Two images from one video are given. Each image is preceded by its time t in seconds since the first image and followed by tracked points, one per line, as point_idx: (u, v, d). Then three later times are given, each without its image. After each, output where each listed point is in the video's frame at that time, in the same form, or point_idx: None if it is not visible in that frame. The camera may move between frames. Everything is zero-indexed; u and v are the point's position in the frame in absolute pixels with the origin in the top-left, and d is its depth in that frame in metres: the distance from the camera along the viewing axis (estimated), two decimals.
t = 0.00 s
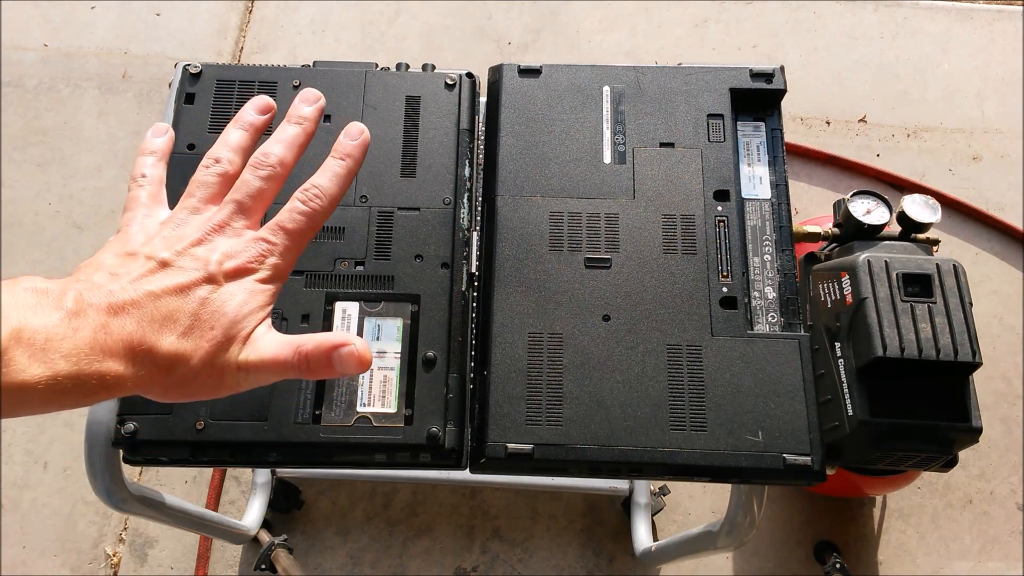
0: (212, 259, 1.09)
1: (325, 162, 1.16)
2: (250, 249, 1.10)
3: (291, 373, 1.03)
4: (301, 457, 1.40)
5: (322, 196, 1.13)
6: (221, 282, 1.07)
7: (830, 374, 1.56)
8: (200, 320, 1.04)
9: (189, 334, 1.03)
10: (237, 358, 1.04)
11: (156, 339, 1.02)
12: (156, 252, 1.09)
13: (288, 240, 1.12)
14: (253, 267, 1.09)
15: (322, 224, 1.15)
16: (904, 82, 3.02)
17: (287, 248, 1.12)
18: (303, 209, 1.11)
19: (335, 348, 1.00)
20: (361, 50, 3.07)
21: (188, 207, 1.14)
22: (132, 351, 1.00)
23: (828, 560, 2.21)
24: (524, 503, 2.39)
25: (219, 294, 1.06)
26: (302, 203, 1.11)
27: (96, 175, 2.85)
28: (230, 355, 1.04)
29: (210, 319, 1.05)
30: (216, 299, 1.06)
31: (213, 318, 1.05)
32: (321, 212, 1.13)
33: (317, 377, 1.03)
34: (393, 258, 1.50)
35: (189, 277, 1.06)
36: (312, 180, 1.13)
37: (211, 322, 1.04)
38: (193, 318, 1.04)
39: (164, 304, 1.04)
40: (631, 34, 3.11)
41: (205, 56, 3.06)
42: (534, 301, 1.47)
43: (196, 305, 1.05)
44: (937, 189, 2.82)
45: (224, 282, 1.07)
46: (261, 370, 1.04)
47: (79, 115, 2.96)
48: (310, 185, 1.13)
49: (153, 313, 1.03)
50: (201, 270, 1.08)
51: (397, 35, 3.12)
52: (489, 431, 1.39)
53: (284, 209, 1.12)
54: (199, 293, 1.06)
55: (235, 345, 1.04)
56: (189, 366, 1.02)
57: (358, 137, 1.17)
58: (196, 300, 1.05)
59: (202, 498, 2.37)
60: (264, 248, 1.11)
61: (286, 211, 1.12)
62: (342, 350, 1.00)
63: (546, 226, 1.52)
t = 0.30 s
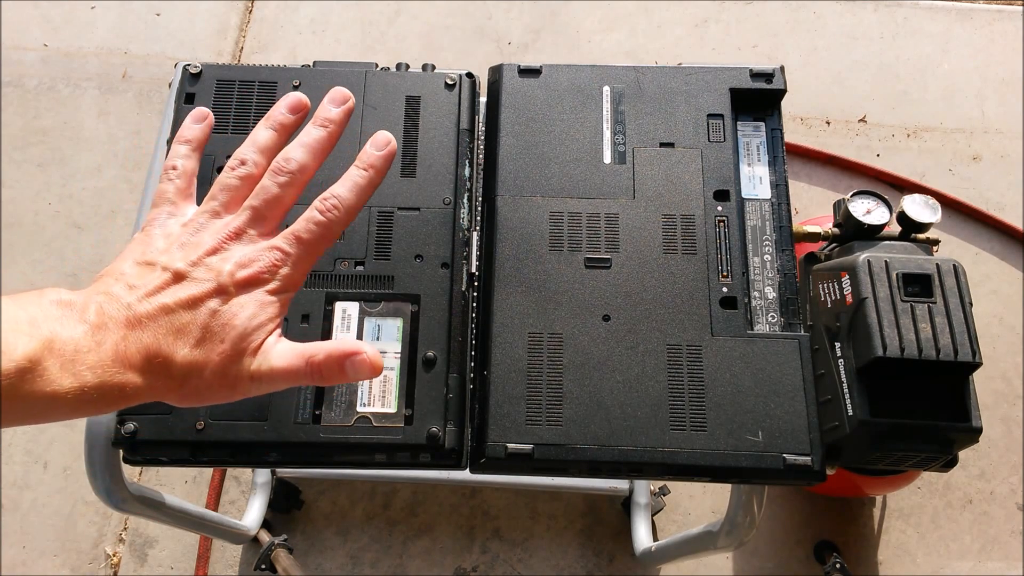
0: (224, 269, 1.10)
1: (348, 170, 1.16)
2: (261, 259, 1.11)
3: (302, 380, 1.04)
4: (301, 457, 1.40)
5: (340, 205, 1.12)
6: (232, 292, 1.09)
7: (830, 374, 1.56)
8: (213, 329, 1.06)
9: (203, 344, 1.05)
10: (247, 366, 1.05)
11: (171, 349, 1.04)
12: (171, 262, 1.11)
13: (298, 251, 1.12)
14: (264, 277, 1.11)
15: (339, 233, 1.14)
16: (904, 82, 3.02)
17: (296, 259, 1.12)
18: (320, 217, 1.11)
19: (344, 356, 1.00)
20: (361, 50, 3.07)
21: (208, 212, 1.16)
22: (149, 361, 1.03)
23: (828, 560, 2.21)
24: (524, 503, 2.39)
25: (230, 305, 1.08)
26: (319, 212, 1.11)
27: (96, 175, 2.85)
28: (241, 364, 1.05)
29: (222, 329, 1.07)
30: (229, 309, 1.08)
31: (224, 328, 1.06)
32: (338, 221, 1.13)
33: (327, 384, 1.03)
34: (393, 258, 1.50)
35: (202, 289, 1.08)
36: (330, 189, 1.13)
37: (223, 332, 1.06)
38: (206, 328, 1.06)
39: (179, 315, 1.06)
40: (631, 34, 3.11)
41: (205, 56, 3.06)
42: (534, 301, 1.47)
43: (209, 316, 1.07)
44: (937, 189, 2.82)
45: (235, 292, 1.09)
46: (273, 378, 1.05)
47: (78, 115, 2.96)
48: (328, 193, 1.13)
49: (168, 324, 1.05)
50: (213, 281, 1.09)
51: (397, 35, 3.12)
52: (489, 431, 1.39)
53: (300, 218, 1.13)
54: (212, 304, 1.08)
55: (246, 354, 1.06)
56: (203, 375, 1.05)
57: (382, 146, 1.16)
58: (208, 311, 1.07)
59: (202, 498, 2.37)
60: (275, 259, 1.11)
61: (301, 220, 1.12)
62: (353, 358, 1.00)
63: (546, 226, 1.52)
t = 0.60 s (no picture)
0: (241, 300, 1.10)
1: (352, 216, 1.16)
2: (276, 291, 1.11)
3: (321, 409, 1.07)
4: (301, 458, 1.40)
5: (347, 248, 1.12)
6: (248, 323, 1.09)
7: (830, 374, 1.56)
8: (229, 359, 1.07)
9: (222, 372, 1.06)
10: (265, 396, 1.06)
11: (191, 375, 1.04)
12: (190, 289, 1.11)
13: (310, 284, 1.12)
14: (279, 309, 1.11)
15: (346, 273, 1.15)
16: (904, 82, 3.02)
17: (309, 292, 1.13)
18: (329, 257, 1.12)
19: (367, 383, 1.05)
20: (361, 50, 3.07)
21: (218, 246, 1.15)
22: (171, 386, 1.02)
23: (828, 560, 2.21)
24: (524, 503, 2.39)
25: (246, 335, 1.09)
26: (328, 253, 1.11)
27: (96, 175, 2.85)
28: (258, 394, 1.06)
29: (240, 359, 1.07)
30: (245, 340, 1.08)
31: (241, 358, 1.07)
32: (345, 262, 1.13)
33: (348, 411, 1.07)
34: (393, 258, 1.50)
35: (219, 317, 1.08)
36: (337, 231, 1.13)
37: (240, 362, 1.07)
38: (224, 358, 1.06)
39: (199, 341, 1.06)
40: (631, 34, 3.11)
41: (205, 56, 3.06)
42: (534, 301, 1.47)
43: (226, 344, 1.07)
44: (937, 189, 2.82)
45: (251, 323, 1.09)
46: (290, 408, 1.07)
47: (78, 115, 2.96)
48: (336, 234, 1.13)
49: (188, 351, 1.05)
50: (230, 310, 1.09)
51: (397, 35, 3.12)
52: (489, 431, 1.39)
53: (309, 255, 1.13)
54: (229, 333, 1.08)
55: (261, 386, 1.07)
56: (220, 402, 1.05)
57: (387, 194, 1.16)
58: (226, 340, 1.07)
59: (202, 498, 2.37)
60: (290, 291, 1.11)
61: (311, 258, 1.12)
62: (375, 385, 1.05)
63: (546, 226, 1.52)
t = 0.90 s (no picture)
0: (116, 439, 0.97)
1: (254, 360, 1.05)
2: (158, 427, 0.98)
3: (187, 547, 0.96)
4: (301, 458, 1.40)
5: (243, 392, 1.01)
6: (123, 465, 0.96)
7: (830, 374, 1.56)
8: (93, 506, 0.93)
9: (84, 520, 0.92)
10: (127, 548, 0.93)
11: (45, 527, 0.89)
12: (68, 422, 0.97)
13: (202, 422, 1.00)
14: (158, 450, 0.98)
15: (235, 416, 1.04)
16: (904, 82, 3.02)
17: (199, 430, 1.00)
18: (223, 396, 1.00)
19: (241, 504, 0.96)
20: (361, 50, 3.07)
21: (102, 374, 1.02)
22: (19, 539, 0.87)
23: (828, 560, 2.21)
24: (524, 503, 2.39)
25: (119, 478, 0.96)
26: (224, 392, 1.00)
27: (96, 175, 2.85)
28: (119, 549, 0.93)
29: (105, 507, 0.94)
30: (117, 485, 0.95)
31: (109, 505, 0.94)
32: (239, 405, 1.02)
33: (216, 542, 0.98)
34: (393, 258, 1.50)
35: (88, 459, 0.94)
36: (237, 372, 1.02)
37: (106, 510, 0.94)
38: (88, 504, 0.93)
39: (57, 489, 0.91)
40: (631, 34, 3.11)
41: (205, 56, 3.06)
42: (534, 302, 1.47)
43: (94, 489, 0.94)
44: (937, 189, 2.82)
45: (127, 464, 0.97)
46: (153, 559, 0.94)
47: (78, 115, 2.96)
48: (234, 375, 1.02)
49: (42, 498, 0.90)
50: (103, 451, 0.96)
51: (397, 35, 3.12)
52: (489, 431, 1.39)
53: (202, 391, 1.01)
54: (99, 476, 0.95)
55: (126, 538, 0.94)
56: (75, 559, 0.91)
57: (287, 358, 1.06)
58: (96, 484, 0.94)
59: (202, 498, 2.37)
60: (175, 429, 0.98)
61: (204, 393, 1.00)
62: (247, 505, 0.96)
63: (546, 226, 1.52)
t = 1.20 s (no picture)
0: None
1: None
2: None
3: None
4: (301, 457, 1.40)
5: None
6: None
7: (830, 374, 1.56)
8: None
9: None
10: None
11: None
12: None
13: None
14: None
15: None
16: (904, 82, 3.02)
17: None
18: None
19: None
20: (361, 50, 3.07)
21: None
22: None
23: (828, 560, 2.21)
24: (524, 503, 2.40)
25: None
26: None
27: (96, 175, 2.85)
28: None
29: None
30: None
31: None
32: None
33: None
34: (393, 258, 1.50)
35: None
36: None
37: None
38: None
39: None
40: (631, 34, 3.11)
41: (205, 56, 3.06)
42: (534, 302, 1.47)
43: None
44: (937, 188, 2.82)
45: None
46: None
47: (78, 115, 2.96)
48: None
49: None
50: None
51: (397, 35, 3.12)
52: (489, 431, 1.39)
53: None
54: None
55: None
56: None
57: None
58: None
59: (202, 498, 2.37)
60: None
61: None
62: None
63: (546, 226, 1.52)
